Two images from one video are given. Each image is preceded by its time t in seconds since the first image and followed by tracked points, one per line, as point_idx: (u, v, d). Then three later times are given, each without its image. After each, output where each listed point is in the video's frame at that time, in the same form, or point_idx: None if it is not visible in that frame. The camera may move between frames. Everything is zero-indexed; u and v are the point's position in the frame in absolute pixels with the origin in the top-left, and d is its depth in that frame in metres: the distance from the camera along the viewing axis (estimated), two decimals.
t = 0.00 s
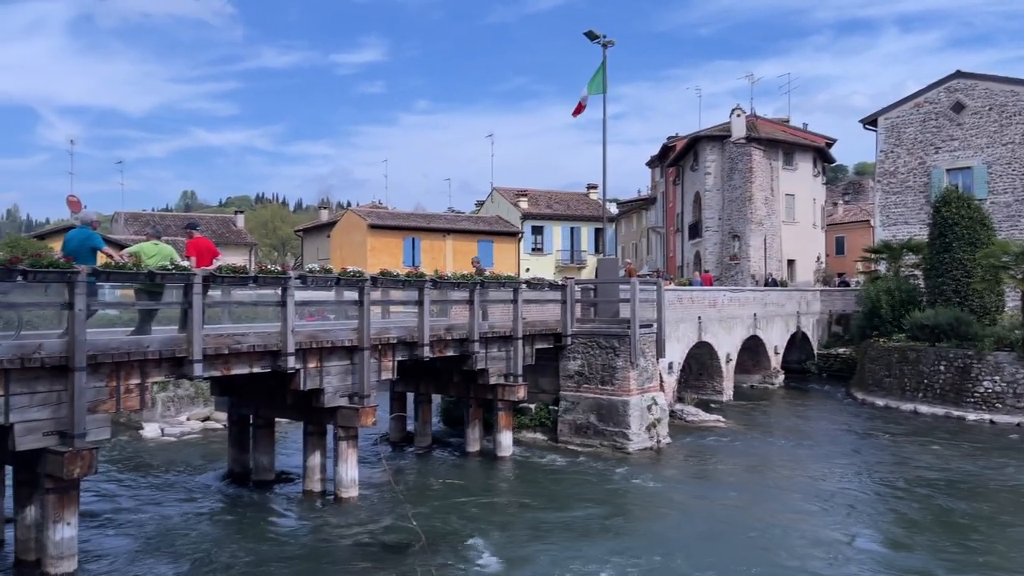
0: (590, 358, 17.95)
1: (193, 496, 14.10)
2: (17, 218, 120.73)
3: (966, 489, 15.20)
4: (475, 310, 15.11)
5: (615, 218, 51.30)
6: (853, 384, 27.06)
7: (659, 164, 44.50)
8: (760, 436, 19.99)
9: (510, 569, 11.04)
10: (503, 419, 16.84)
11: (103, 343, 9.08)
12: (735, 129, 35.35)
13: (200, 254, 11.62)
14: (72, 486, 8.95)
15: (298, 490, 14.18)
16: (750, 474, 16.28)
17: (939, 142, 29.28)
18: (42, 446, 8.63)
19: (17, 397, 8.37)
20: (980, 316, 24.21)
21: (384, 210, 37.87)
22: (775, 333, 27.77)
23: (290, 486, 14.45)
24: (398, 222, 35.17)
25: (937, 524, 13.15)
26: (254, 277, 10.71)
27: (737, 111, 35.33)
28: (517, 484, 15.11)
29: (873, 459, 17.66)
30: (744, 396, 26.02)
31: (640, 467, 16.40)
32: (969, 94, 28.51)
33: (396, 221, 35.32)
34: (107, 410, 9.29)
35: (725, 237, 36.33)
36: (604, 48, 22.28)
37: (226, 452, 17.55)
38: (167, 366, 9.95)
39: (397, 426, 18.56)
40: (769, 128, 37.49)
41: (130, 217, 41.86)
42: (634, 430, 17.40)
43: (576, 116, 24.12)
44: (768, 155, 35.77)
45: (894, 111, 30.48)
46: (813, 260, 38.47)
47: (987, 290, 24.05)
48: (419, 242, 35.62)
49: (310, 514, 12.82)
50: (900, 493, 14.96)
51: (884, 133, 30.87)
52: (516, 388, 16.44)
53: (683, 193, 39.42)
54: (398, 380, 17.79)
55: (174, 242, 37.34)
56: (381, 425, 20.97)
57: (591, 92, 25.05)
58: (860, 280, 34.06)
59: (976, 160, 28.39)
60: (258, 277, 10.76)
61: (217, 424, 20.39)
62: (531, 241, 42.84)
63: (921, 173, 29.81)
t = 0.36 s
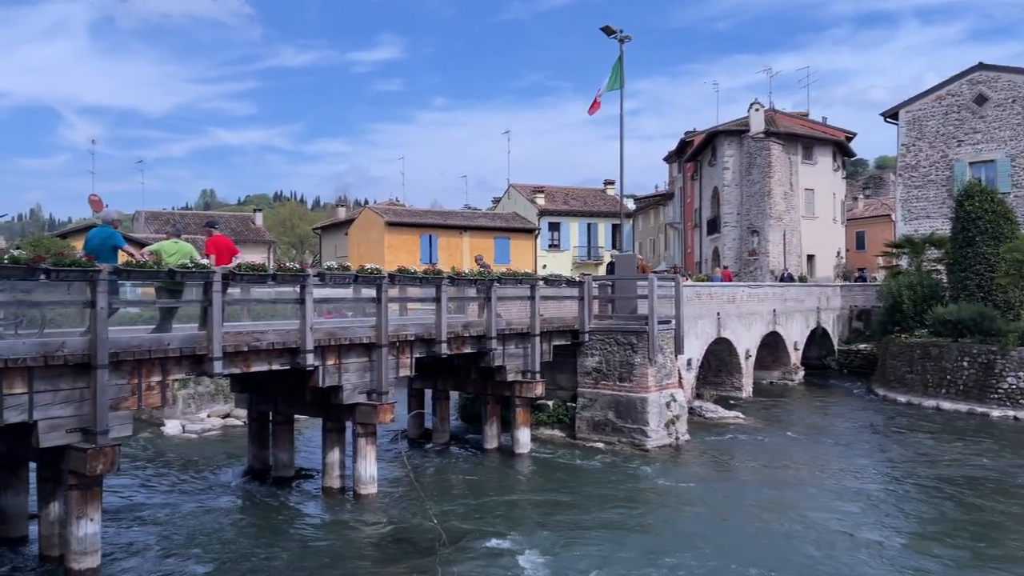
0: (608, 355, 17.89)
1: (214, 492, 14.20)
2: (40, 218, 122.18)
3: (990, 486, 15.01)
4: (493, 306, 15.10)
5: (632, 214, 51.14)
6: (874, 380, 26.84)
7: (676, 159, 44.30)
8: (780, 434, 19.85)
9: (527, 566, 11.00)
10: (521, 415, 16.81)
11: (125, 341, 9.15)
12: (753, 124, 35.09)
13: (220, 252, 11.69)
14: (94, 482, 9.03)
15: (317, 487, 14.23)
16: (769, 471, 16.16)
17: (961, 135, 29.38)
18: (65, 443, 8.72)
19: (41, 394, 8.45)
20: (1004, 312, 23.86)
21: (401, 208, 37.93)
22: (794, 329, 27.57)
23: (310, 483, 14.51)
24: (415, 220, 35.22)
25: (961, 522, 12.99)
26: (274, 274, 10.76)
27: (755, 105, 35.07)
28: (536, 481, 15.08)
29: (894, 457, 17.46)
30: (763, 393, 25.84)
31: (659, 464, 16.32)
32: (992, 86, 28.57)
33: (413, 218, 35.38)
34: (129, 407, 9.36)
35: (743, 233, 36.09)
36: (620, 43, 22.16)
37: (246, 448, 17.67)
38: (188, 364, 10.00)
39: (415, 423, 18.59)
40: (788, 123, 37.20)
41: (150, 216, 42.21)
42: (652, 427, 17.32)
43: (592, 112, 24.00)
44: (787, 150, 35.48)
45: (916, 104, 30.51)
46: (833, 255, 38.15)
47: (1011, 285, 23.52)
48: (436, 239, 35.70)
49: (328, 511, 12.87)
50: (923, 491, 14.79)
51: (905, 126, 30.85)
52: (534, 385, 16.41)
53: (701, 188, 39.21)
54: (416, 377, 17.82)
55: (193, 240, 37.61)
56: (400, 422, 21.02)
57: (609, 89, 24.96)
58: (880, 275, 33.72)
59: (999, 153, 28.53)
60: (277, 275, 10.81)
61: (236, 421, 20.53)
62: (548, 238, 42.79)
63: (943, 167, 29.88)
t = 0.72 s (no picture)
0: (618, 355, 17.84)
1: (224, 492, 14.24)
2: (53, 219, 122.95)
3: (1004, 489, 14.88)
4: (502, 307, 15.09)
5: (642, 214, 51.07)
6: (886, 381, 26.69)
7: (687, 159, 44.21)
8: (791, 435, 19.75)
9: (536, 567, 10.99)
10: (531, 416, 16.79)
11: (136, 341, 9.19)
12: (764, 124, 34.96)
13: (230, 253, 11.72)
14: (106, 481, 9.07)
15: (327, 487, 14.25)
16: (780, 473, 16.07)
17: (974, 134, 29.25)
18: (77, 443, 8.75)
19: (53, 394, 8.49)
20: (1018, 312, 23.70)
21: (411, 208, 37.96)
22: (805, 329, 27.45)
23: (319, 483, 14.52)
24: (425, 220, 35.24)
25: (974, 525, 12.87)
26: (284, 275, 10.78)
27: (766, 105, 34.94)
28: (545, 481, 15.06)
29: (907, 458, 17.33)
30: (774, 394, 25.74)
31: (669, 465, 16.27)
32: (1006, 85, 28.42)
33: (423, 219, 35.40)
34: (140, 407, 9.40)
35: (754, 234, 35.95)
36: (631, 43, 22.08)
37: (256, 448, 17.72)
38: (199, 364, 10.03)
39: (425, 423, 18.60)
40: (800, 123, 37.05)
41: (162, 217, 42.42)
42: (663, 428, 17.27)
43: (603, 110, 23.94)
44: (798, 150, 35.33)
45: (928, 104, 30.41)
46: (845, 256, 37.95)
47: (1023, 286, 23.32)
48: (446, 240, 35.73)
49: (338, 511, 12.88)
50: (935, 493, 14.68)
51: (918, 126, 30.77)
52: (544, 386, 16.39)
53: (712, 189, 39.09)
54: (425, 378, 17.83)
55: (204, 241, 37.75)
56: (409, 422, 21.03)
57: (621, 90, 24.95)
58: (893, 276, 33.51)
59: (1012, 152, 28.36)
60: (287, 276, 10.82)
61: (247, 422, 20.58)
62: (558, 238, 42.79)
63: (956, 167, 29.76)
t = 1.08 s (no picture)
0: (620, 352, 17.83)
1: (227, 489, 14.26)
2: (55, 216, 123.06)
3: (1008, 485, 14.85)
4: (504, 303, 15.08)
5: (643, 211, 51.03)
6: (889, 377, 26.65)
7: (689, 155, 44.13)
8: (793, 431, 19.72)
9: (538, 564, 10.98)
10: (533, 412, 16.79)
11: (138, 338, 9.18)
12: (766, 120, 34.89)
13: (231, 249, 11.71)
14: (108, 478, 9.07)
15: (329, 484, 14.25)
16: (782, 469, 16.05)
17: (977, 129, 29.17)
18: (78, 440, 8.75)
19: (54, 391, 8.48)
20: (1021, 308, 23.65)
21: (412, 205, 37.92)
22: (807, 325, 27.41)
23: (322, 480, 14.53)
24: (427, 217, 35.21)
25: (979, 521, 12.85)
26: (285, 271, 10.75)
27: (769, 101, 34.87)
28: (547, 478, 15.05)
29: (910, 454, 17.30)
30: (776, 390, 25.71)
31: (672, 461, 16.26)
32: (1009, 80, 28.33)
33: (424, 216, 35.37)
34: (142, 404, 9.40)
35: (756, 229, 35.90)
36: (632, 38, 22.01)
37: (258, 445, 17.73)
38: (200, 361, 10.03)
39: (427, 420, 18.59)
40: (802, 118, 36.98)
41: (163, 214, 42.42)
42: (665, 424, 17.25)
43: (609, 110, 23.87)
44: (801, 145, 35.25)
45: (931, 99, 30.33)
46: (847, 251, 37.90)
47: None
48: (447, 236, 35.70)
49: (340, 508, 12.89)
50: (938, 489, 14.65)
51: (920, 121, 30.70)
52: (546, 382, 16.38)
53: (714, 184, 39.03)
54: (427, 374, 17.82)
55: (206, 237, 37.75)
56: (411, 419, 21.03)
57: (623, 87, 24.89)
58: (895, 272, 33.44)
59: (1016, 147, 28.27)
60: (289, 272, 10.80)
61: (249, 418, 20.60)
62: (560, 235, 42.76)
63: (959, 162, 29.71)
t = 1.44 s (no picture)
0: (617, 349, 17.83)
1: (223, 486, 14.23)
2: (51, 213, 122.81)
3: (1004, 481, 14.88)
4: (501, 300, 15.06)
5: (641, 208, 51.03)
6: (886, 374, 26.69)
7: (686, 153, 44.11)
8: (790, 428, 19.73)
9: (535, 561, 10.97)
10: (530, 409, 16.77)
11: (133, 335, 9.15)
12: (763, 116, 34.89)
13: (227, 246, 11.68)
14: (104, 476, 9.04)
15: (326, 481, 14.23)
16: (779, 466, 16.06)
17: (974, 126, 29.21)
18: (74, 437, 8.73)
19: (50, 388, 8.46)
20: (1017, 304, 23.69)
21: (409, 202, 37.87)
22: (805, 322, 27.44)
23: (319, 477, 14.51)
24: (424, 214, 35.16)
25: (976, 517, 12.87)
26: (282, 268, 10.71)
27: (766, 98, 34.88)
28: (544, 475, 15.04)
29: (906, 451, 17.34)
30: (773, 387, 25.72)
31: (669, 458, 16.27)
32: (1005, 77, 28.37)
33: (421, 212, 35.32)
34: (138, 402, 9.37)
35: (753, 226, 35.90)
36: (630, 35, 21.99)
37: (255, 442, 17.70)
38: (196, 358, 10.00)
39: (424, 417, 18.57)
40: (799, 115, 36.98)
41: (160, 211, 42.34)
42: (662, 421, 17.26)
43: (609, 109, 23.83)
44: (798, 142, 35.26)
45: (928, 96, 30.34)
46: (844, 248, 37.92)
47: None
48: (445, 233, 35.67)
49: (337, 505, 12.87)
50: (934, 485, 14.66)
51: (917, 118, 30.71)
52: (543, 378, 16.38)
53: (711, 181, 39.03)
54: (425, 371, 17.80)
55: (202, 234, 37.68)
56: (408, 416, 21.02)
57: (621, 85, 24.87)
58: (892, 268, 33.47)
59: (1012, 144, 28.33)
60: (285, 268, 10.76)
61: (246, 416, 20.58)
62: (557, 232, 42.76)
63: (955, 159, 29.74)
